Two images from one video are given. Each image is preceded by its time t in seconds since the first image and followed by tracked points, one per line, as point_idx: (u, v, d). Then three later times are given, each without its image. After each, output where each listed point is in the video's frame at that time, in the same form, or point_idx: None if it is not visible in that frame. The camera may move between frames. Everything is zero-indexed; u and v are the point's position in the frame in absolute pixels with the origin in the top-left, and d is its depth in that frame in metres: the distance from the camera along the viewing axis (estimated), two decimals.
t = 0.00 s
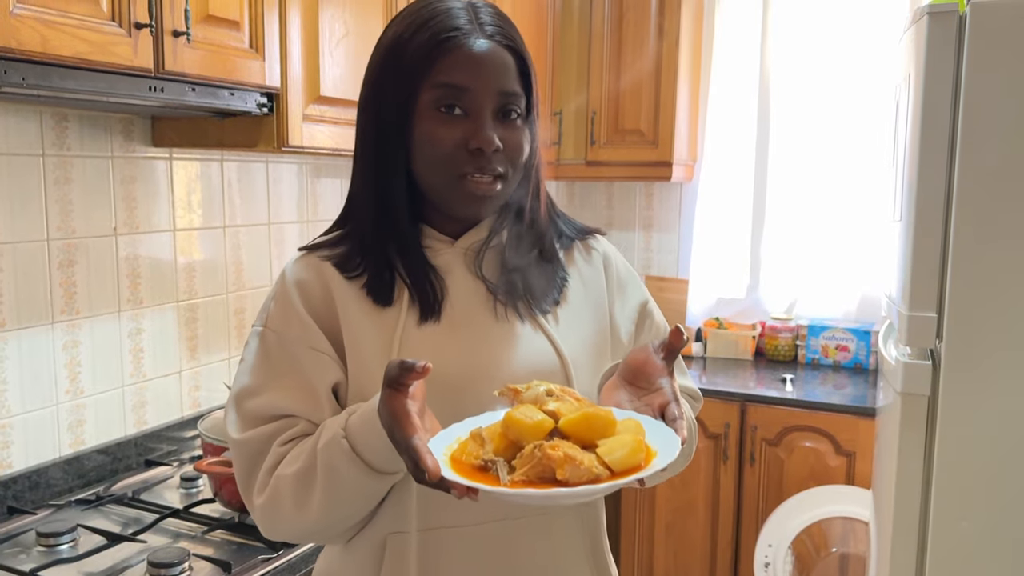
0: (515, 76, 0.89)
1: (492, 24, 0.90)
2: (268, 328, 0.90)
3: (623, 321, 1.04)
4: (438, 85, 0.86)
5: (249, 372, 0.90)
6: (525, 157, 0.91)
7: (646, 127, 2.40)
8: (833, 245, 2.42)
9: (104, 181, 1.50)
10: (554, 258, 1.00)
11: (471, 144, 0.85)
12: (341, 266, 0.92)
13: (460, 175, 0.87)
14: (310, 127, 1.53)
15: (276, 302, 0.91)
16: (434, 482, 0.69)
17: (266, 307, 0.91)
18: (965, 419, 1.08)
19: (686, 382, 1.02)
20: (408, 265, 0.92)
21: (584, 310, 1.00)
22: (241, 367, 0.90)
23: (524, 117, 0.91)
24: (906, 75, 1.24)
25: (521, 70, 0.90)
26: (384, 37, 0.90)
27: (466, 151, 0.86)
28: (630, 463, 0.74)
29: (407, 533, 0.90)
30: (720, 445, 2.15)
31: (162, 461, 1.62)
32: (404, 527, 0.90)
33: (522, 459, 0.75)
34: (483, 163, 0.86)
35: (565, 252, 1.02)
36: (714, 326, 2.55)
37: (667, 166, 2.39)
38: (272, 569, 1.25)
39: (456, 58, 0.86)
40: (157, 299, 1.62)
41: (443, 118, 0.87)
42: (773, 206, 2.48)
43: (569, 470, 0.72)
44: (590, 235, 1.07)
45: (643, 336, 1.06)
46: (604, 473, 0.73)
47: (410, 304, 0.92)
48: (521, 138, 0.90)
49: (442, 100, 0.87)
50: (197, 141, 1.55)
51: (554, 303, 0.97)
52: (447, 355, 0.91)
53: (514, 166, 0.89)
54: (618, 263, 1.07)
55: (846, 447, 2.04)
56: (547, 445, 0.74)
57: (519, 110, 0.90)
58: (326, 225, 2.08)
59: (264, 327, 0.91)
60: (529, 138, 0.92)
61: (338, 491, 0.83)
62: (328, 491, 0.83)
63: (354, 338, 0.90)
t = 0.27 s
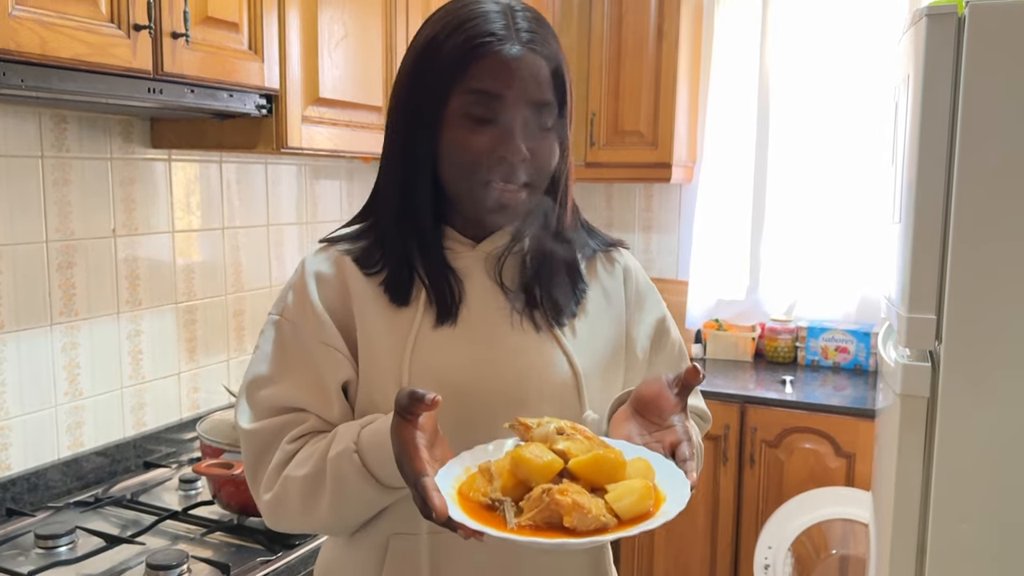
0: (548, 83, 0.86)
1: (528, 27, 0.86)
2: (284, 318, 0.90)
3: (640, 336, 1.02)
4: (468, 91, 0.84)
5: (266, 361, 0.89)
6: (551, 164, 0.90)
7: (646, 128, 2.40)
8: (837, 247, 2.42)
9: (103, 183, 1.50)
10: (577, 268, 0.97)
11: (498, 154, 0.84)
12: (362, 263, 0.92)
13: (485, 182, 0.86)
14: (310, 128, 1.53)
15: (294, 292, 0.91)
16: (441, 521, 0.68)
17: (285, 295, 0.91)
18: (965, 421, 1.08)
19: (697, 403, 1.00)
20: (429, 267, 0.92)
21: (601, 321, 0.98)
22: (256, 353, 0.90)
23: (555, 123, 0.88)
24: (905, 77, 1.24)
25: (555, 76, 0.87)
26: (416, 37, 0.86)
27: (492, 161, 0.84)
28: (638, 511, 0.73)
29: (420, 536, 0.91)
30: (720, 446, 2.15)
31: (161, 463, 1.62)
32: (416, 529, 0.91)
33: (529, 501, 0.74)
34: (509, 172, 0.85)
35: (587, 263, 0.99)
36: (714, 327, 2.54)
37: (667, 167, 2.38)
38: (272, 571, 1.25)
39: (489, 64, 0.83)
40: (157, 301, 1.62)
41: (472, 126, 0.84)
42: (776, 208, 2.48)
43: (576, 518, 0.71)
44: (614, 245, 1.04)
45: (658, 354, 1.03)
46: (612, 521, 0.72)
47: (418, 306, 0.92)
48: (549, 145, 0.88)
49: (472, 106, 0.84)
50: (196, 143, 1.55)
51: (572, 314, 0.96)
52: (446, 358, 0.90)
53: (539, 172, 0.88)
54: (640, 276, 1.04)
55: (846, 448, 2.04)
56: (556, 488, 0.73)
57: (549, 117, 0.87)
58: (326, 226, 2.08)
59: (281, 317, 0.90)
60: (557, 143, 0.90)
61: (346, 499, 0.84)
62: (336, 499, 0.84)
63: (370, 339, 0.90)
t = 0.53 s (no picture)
0: (564, 92, 0.84)
1: (550, 33, 0.85)
2: (291, 314, 0.90)
3: (646, 343, 1.00)
4: (483, 94, 0.83)
5: (272, 357, 0.90)
6: (564, 173, 0.88)
7: (645, 131, 2.40)
8: (838, 250, 2.42)
9: (101, 185, 1.50)
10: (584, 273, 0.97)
11: (507, 159, 0.82)
12: (371, 262, 0.93)
13: (494, 186, 0.85)
14: (309, 131, 1.53)
15: (302, 289, 0.91)
16: (433, 518, 0.68)
17: (293, 291, 0.91)
18: (964, 423, 1.08)
19: (700, 413, 0.99)
20: (437, 268, 0.92)
21: (606, 326, 0.98)
22: (263, 348, 0.91)
23: (570, 132, 0.87)
24: (903, 80, 1.24)
25: (572, 84, 0.85)
26: (439, 37, 0.85)
27: (502, 166, 0.83)
28: (630, 510, 0.73)
29: (419, 535, 0.91)
30: (718, 449, 2.15)
31: (159, 465, 1.62)
32: (415, 529, 0.91)
33: (520, 499, 0.74)
34: (518, 179, 0.84)
35: (595, 269, 0.99)
36: (713, 329, 2.54)
37: (666, 169, 2.39)
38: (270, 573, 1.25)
39: (504, 68, 0.82)
40: (155, 303, 1.62)
41: (485, 128, 0.83)
42: (776, 210, 2.48)
43: (565, 515, 0.71)
44: (623, 253, 1.04)
45: (663, 361, 1.02)
46: (601, 519, 0.72)
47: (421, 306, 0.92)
48: (563, 154, 0.86)
49: (486, 109, 0.83)
50: (194, 145, 1.55)
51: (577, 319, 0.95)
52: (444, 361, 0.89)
53: (552, 181, 0.86)
54: (647, 284, 1.03)
55: (845, 450, 2.04)
56: (547, 486, 0.73)
57: (565, 126, 0.86)
58: (325, 229, 2.08)
59: (288, 312, 0.90)
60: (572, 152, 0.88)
61: (344, 496, 0.84)
62: (335, 497, 0.83)
63: (373, 337, 0.90)
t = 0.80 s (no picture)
0: (556, 89, 0.86)
1: (541, 32, 0.87)
2: (289, 313, 0.90)
3: (643, 344, 0.99)
4: (477, 89, 0.84)
5: (270, 355, 0.90)
6: (558, 170, 0.89)
7: (644, 132, 2.40)
8: (837, 251, 2.42)
9: (101, 186, 1.50)
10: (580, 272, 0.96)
11: (502, 151, 0.83)
12: (368, 261, 0.93)
13: (489, 180, 0.85)
14: (308, 132, 1.53)
15: (299, 288, 0.92)
16: (414, 507, 0.68)
17: (291, 291, 0.92)
18: (963, 424, 1.08)
19: (698, 412, 0.97)
20: (434, 266, 0.92)
21: (603, 325, 0.97)
22: (261, 347, 0.91)
23: (563, 129, 0.88)
24: (903, 81, 1.25)
25: (564, 81, 0.87)
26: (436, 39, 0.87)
27: (497, 158, 0.84)
28: (610, 501, 0.73)
29: (410, 533, 0.90)
30: (718, 450, 2.15)
31: (158, 466, 1.61)
32: (407, 526, 0.90)
33: (501, 489, 0.74)
34: (512, 171, 0.84)
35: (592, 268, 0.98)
36: (712, 330, 2.54)
37: (665, 170, 2.39)
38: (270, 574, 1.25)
39: (498, 63, 0.84)
40: (155, 304, 1.62)
41: (479, 122, 0.84)
42: (775, 211, 2.48)
43: (544, 506, 0.71)
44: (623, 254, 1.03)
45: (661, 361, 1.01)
46: (580, 510, 0.72)
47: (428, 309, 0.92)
48: (557, 149, 0.87)
49: (480, 104, 0.84)
50: (194, 147, 1.55)
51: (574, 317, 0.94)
52: (443, 362, 0.90)
53: (547, 175, 0.87)
54: (645, 285, 1.02)
55: (844, 452, 2.04)
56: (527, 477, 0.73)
57: (558, 122, 0.87)
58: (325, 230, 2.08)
59: (286, 311, 0.91)
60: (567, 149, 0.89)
61: (335, 490, 0.83)
62: (325, 490, 0.83)
63: (369, 333, 0.90)
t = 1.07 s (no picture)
0: (541, 81, 0.87)
1: (528, 29, 0.89)
2: (280, 305, 0.92)
3: (633, 340, 0.97)
4: (463, 82, 0.86)
5: (261, 347, 0.91)
6: (544, 163, 0.89)
7: (644, 133, 2.40)
8: (833, 250, 2.42)
9: (101, 187, 1.50)
10: (568, 267, 0.96)
11: (486, 139, 0.84)
12: (357, 253, 0.94)
13: (474, 170, 0.86)
14: (308, 133, 1.53)
15: (291, 282, 0.93)
16: (368, 476, 0.69)
17: (283, 285, 0.93)
18: (961, 424, 1.08)
19: (696, 413, 0.96)
20: (422, 258, 0.93)
21: (589, 321, 0.96)
22: (252, 337, 0.92)
23: (549, 122, 0.89)
24: (903, 81, 1.25)
25: (550, 75, 0.88)
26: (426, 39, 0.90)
27: (481, 147, 0.85)
28: (562, 478, 0.71)
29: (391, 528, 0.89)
30: (718, 451, 2.15)
31: (159, 466, 1.61)
32: (388, 522, 0.90)
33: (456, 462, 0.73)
34: (496, 159, 0.85)
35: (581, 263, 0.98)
36: (712, 331, 2.54)
37: (665, 171, 2.39)
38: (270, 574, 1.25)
39: (482, 56, 0.86)
40: (155, 305, 1.62)
41: (464, 114, 0.86)
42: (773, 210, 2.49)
43: (492, 478, 0.70)
44: (615, 253, 1.02)
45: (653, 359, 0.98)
46: (530, 485, 0.70)
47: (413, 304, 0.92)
48: (542, 141, 0.88)
49: (466, 96, 0.86)
50: (194, 147, 1.55)
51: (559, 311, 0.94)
52: (443, 360, 0.90)
53: (531, 165, 0.87)
54: (638, 283, 1.01)
55: (844, 452, 2.04)
56: (480, 451, 0.73)
57: (543, 114, 0.88)
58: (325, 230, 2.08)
59: (277, 303, 0.92)
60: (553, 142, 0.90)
61: (308, 472, 0.83)
62: (298, 472, 0.83)
63: (355, 324, 0.90)
